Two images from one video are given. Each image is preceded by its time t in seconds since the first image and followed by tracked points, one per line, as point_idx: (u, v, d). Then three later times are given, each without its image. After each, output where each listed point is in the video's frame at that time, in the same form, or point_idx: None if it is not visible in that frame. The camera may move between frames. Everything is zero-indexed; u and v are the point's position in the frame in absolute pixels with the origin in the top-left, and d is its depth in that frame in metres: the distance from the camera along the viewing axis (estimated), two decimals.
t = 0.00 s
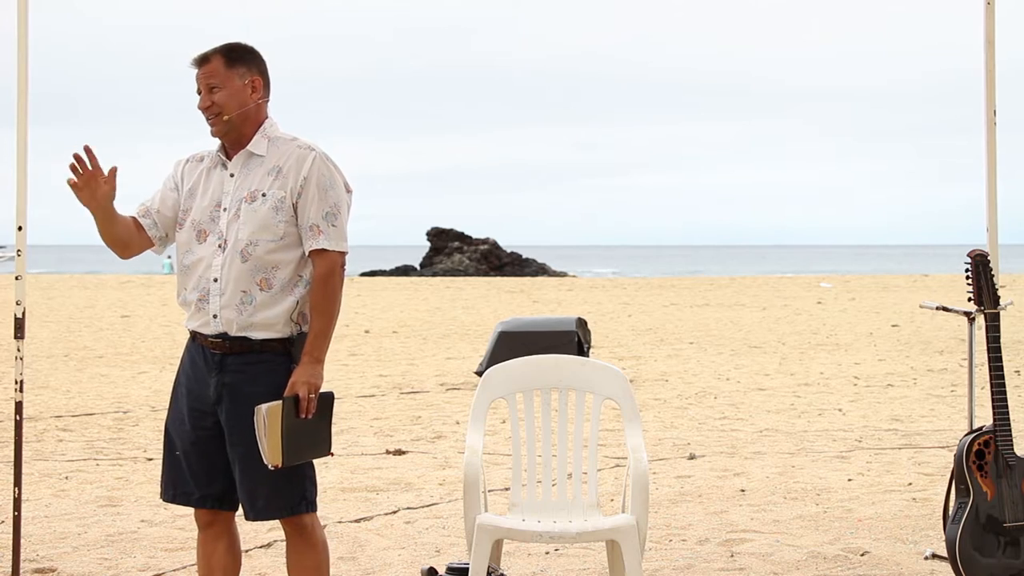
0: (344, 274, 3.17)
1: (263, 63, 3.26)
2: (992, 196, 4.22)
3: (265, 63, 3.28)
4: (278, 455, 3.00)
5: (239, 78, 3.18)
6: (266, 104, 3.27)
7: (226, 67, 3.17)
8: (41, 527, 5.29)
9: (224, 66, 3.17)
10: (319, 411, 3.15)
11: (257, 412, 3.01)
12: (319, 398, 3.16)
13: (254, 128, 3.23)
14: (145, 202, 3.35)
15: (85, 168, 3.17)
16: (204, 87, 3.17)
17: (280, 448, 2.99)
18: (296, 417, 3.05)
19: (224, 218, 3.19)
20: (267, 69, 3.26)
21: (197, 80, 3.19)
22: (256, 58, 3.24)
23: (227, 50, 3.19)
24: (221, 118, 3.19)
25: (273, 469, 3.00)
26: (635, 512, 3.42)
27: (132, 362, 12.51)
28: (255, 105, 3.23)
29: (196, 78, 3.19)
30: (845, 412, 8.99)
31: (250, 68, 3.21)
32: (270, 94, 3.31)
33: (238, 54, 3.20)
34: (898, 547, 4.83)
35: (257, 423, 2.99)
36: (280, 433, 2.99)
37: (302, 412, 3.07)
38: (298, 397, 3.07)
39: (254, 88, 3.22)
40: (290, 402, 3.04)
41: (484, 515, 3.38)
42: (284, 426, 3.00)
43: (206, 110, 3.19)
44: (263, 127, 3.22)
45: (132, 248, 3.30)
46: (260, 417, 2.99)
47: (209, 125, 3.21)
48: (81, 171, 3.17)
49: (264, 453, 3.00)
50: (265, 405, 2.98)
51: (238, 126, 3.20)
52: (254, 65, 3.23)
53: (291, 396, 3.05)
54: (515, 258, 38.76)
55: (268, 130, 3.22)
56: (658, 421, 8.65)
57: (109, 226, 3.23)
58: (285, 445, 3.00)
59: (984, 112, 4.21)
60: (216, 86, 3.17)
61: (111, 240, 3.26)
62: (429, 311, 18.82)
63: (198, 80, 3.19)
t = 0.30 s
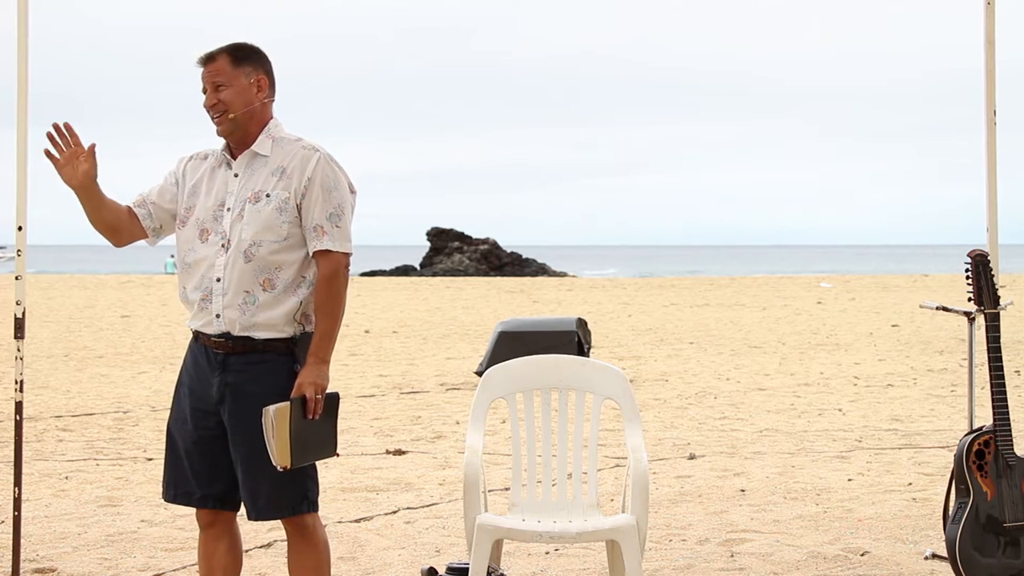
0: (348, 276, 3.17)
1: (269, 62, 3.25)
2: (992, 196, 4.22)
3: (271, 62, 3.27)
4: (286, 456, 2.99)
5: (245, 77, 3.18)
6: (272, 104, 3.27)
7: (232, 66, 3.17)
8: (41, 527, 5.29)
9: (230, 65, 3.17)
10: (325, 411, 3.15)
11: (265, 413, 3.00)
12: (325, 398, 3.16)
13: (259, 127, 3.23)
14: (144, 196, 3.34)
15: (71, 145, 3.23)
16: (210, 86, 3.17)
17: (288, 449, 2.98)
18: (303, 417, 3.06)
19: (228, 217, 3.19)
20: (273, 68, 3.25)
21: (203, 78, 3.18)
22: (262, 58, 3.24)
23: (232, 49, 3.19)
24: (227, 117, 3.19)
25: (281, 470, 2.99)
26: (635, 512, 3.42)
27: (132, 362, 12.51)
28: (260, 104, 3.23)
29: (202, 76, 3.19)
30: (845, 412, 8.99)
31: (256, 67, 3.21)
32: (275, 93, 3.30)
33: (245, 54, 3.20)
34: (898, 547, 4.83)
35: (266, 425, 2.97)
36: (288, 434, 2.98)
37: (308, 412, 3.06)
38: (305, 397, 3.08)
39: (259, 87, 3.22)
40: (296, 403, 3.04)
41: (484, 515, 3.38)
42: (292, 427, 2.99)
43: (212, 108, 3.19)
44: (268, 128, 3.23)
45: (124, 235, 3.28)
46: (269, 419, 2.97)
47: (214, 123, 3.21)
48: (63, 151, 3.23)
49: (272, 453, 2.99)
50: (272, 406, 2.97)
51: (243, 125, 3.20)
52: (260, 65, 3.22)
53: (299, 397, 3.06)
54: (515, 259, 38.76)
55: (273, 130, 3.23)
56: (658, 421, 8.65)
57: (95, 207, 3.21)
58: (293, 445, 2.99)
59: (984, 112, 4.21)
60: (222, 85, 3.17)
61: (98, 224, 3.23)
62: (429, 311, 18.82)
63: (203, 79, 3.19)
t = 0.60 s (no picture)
0: (352, 274, 3.17)
1: (272, 64, 3.26)
2: (992, 197, 4.22)
3: (274, 63, 3.28)
4: (288, 453, 2.99)
5: (248, 78, 3.18)
6: (275, 105, 3.27)
7: (235, 67, 3.17)
8: (41, 527, 5.29)
9: (233, 66, 3.17)
10: (327, 410, 3.15)
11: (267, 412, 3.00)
12: (328, 397, 3.16)
13: (263, 127, 3.23)
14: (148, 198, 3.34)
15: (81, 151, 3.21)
16: (214, 87, 3.17)
17: (290, 448, 2.98)
18: (305, 417, 3.06)
19: (231, 217, 3.19)
20: (276, 69, 3.26)
21: (206, 80, 3.19)
22: (265, 59, 3.24)
23: (235, 51, 3.19)
24: (230, 119, 3.18)
25: (282, 468, 2.99)
26: (635, 513, 3.42)
27: (132, 362, 12.51)
28: (264, 106, 3.23)
29: (205, 77, 3.19)
30: (845, 412, 8.99)
31: (259, 68, 3.21)
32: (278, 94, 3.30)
33: (248, 54, 3.20)
34: (898, 547, 4.83)
35: (267, 424, 2.97)
36: (289, 432, 2.98)
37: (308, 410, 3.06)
38: (307, 396, 3.08)
39: (263, 89, 3.22)
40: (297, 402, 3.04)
41: (484, 515, 3.38)
42: (293, 426, 2.99)
43: (215, 110, 3.19)
44: (272, 127, 3.23)
45: (134, 240, 3.29)
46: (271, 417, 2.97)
47: (218, 124, 3.21)
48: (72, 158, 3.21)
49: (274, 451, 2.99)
50: (274, 405, 2.96)
51: (246, 126, 3.20)
52: (263, 66, 3.23)
53: (301, 395, 3.06)
54: (515, 259, 38.75)
55: (276, 130, 3.22)
56: (658, 421, 8.65)
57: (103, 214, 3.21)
58: (294, 444, 2.99)
59: (984, 113, 4.21)
60: (226, 86, 3.17)
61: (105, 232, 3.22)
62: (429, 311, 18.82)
63: (207, 80, 3.19)
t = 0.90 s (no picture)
0: (353, 271, 3.17)
1: (265, 63, 3.24)
2: (992, 197, 4.22)
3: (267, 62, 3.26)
4: (289, 451, 2.98)
5: (244, 81, 3.17)
6: (271, 105, 3.27)
7: (231, 70, 3.15)
8: (40, 527, 5.29)
9: (230, 69, 3.15)
10: (329, 407, 3.15)
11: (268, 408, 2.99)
12: (329, 394, 3.16)
13: (261, 128, 3.23)
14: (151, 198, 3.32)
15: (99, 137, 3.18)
16: (211, 91, 3.15)
17: (292, 444, 2.97)
18: (307, 413, 3.06)
19: (233, 216, 3.19)
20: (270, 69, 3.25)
21: (202, 84, 3.16)
22: (259, 59, 3.23)
23: (230, 54, 3.17)
24: (229, 122, 3.18)
25: (282, 464, 2.99)
26: (635, 513, 3.42)
27: (132, 362, 12.51)
28: (262, 107, 3.23)
29: (201, 81, 3.17)
30: (845, 412, 8.99)
31: (254, 71, 3.20)
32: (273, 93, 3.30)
33: (242, 56, 3.18)
34: (898, 547, 4.83)
35: (269, 420, 2.97)
36: (291, 428, 2.98)
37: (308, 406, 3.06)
38: (309, 393, 3.07)
39: (260, 89, 3.22)
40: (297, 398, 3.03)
41: (484, 514, 3.38)
42: (294, 422, 2.99)
43: (213, 113, 3.18)
44: (270, 127, 3.23)
45: (148, 236, 3.25)
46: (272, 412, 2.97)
47: (215, 127, 3.20)
48: (89, 146, 3.18)
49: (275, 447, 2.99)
50: (275, 401, 2.96)
51: (244, 128, 3.20)
52: (258, 67, 3.21)
53: (302, 392, 3.06)
54: (516, 259, 38.76)
55: (275, 129, 3.23)
56: (658, 421, 8.66)
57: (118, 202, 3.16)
58: (296, 440, 2.99)
59: (984, 113, 4.21)
60: (223, 90, 3.15)
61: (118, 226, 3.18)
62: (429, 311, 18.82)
63: (203, 84, 3.17)
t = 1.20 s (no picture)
0: (354, 271, 3.18)
1: (273, 65, 3.26)
2: (992, 196, 4.22)
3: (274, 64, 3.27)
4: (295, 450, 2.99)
5: (250, 79, 3.18)
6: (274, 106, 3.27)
7: (237, 67, 3.16)
8: (41, 527, 5.29)
9: (236, 67, 3.16)
10: (331, 406, 3.15)
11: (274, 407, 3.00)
12: (331, 393, 3.16)
13: (262, 128, 3.23)
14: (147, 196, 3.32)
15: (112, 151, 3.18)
16: (215, 86, 3.16)
17: (299, 444, 2.98)
18: (311, 413, 3.06)
19: (233, 216, 3.19)
20: (277, 71, 3.26)
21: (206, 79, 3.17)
22: (266, 60, 3.24)
23: (237, 52, 3.17)
24: (230, 119, 3.18)
25: (288, 464, 2.99)
26: (635, 513, 3.42)
27: (132, 362, 12.52)
28: (265, 108, 3.23)
29: (206, 75, 3.18)
30: (845, 412, 8.99)
31: (261, 70, 3.21)
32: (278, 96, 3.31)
33: (250, 55, 3.19)
34: (898, 547, 4.83)
35: (274, 420, 2.97)
36: (297, 427, 2.98)
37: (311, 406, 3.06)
38: (313, 392, 3.08)
39: (265, 90, 3.22)
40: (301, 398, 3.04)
41: (484, 515, 3.38)
42: (300, 422, 2.99)
43: (215, 108, 3.18)
44: (270, 127, 3.23)
45: (137, 239, 3.25)
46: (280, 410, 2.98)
47: (216, 123, 3.20)
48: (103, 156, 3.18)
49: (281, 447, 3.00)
50: (281, 400, 2.97)
51: (245, 127, 3.19)
52: (265, 67, 3.22)
53: (307, 391, 3.06)
54: (515, 259, 38.75)
55: (275, 130, 3.23)
56: (658, 421, 8.66)
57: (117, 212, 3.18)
58: (303, 440, 2.99)
59: (984, 112, 4.21)
60: (227, 86, 3.16)
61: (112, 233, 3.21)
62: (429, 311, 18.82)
63: (208, 78, 3.17)
